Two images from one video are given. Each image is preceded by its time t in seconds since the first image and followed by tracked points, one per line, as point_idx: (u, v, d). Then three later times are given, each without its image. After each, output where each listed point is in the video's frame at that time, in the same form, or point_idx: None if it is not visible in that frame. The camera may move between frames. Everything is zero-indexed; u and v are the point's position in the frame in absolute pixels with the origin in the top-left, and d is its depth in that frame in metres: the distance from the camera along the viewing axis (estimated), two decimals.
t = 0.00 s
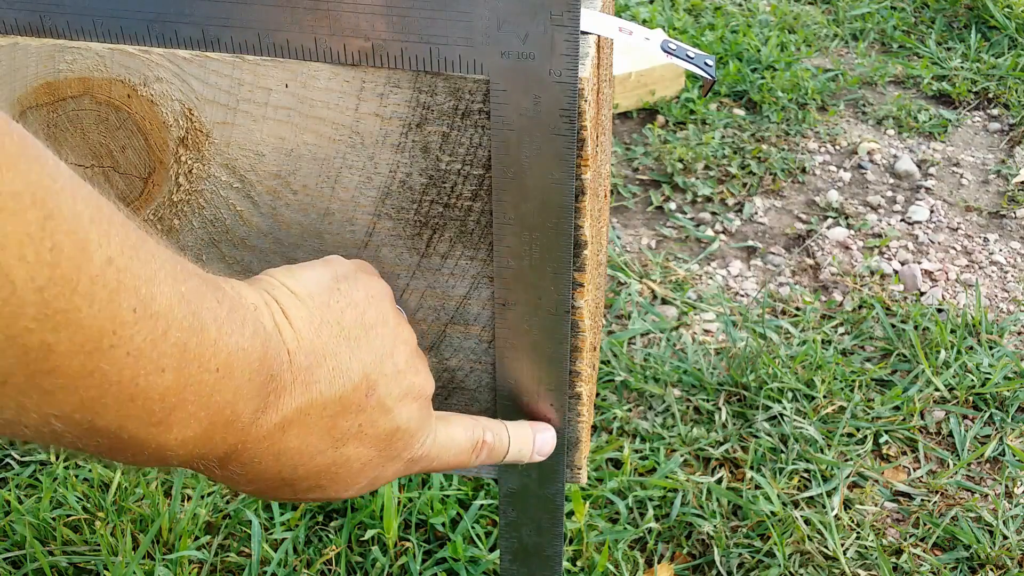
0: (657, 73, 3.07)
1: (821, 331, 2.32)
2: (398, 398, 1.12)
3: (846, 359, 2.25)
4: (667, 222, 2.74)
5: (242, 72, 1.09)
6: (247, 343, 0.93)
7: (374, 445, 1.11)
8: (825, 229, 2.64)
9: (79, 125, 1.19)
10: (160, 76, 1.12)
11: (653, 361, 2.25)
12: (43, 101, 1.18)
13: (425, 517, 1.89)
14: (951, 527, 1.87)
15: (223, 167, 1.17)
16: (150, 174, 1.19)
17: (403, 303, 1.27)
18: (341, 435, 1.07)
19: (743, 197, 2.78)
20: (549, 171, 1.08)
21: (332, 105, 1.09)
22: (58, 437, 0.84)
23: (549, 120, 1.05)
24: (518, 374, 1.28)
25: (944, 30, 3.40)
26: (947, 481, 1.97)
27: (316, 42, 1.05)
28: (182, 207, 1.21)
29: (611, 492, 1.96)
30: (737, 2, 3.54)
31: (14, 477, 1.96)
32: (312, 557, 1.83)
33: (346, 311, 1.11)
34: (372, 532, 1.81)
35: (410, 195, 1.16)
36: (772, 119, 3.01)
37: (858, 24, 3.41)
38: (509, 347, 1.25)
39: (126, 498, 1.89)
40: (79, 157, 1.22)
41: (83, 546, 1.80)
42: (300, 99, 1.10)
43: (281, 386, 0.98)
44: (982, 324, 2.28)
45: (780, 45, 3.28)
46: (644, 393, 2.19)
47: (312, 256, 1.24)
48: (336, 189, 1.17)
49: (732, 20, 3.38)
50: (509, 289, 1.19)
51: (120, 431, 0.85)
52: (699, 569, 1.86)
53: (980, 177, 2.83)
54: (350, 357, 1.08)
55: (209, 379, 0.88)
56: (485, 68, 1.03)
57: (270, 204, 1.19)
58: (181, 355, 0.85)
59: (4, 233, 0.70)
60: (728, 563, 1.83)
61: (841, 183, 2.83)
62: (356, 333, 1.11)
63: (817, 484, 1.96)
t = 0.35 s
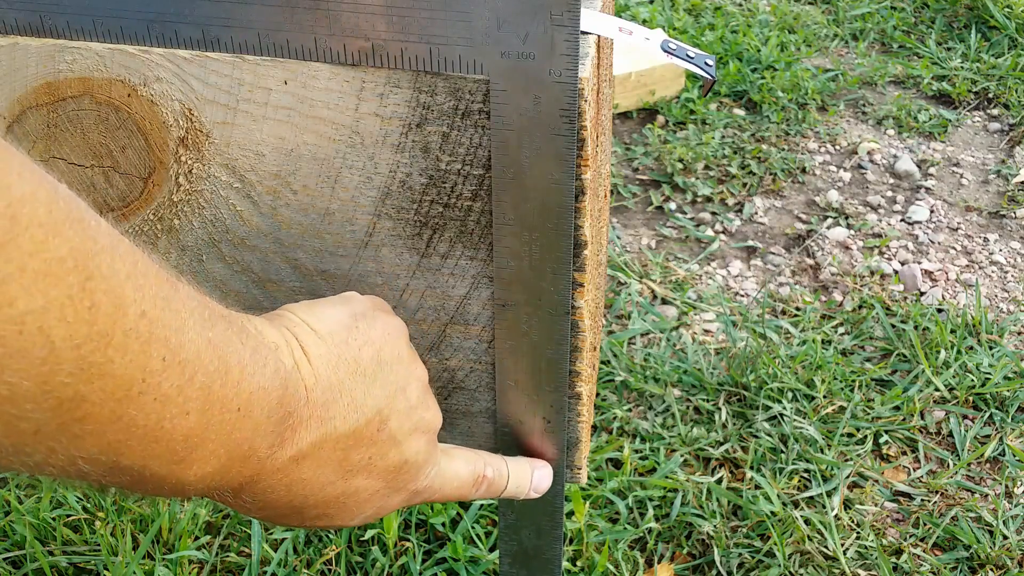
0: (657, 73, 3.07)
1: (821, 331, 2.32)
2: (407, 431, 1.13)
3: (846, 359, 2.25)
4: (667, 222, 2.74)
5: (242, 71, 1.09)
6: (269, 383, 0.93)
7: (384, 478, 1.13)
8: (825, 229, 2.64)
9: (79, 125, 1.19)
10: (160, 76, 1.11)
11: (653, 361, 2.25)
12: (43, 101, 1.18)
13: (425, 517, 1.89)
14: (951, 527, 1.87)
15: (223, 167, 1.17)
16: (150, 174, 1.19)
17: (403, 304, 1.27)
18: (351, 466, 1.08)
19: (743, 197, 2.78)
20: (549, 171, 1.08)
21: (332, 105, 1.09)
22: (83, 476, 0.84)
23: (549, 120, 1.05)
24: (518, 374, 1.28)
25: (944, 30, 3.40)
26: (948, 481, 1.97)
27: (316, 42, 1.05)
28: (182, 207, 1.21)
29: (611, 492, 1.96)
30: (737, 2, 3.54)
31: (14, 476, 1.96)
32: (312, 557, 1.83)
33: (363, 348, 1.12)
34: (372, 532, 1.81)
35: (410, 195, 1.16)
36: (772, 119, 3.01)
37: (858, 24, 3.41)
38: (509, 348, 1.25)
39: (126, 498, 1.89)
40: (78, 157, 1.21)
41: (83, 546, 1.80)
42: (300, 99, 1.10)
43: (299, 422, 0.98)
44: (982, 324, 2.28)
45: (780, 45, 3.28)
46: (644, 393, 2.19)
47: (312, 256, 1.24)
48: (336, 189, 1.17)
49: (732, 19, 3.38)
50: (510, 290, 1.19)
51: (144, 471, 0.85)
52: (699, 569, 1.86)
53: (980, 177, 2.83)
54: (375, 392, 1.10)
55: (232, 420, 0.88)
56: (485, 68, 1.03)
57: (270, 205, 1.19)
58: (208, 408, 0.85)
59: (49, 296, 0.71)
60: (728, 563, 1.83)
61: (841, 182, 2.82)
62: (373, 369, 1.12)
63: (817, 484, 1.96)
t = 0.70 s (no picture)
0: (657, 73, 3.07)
1: (821, 331, 2.32)
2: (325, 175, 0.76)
3: (846, 359, 2.25)
4: (667, 222, 2.74)
5: (242, 72, 1.09)
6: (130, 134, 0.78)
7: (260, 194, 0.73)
8: (825, 229, 2.64)
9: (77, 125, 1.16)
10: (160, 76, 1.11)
11: (653, 361, 2.25)
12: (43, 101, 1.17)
13: (425, 517, 1.89)
14: (951, 527, 1.87)
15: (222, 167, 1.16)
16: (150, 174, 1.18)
17: (402, 304, 1.24)
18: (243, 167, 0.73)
19: (743, 197, 2.78)
20: (550, 171, 1.09)
21: (332, 105, 1.09)
22: None
23: (549, 120, 1.05)
24: (518, 375, 1.27)
25: (944, 30, 3.40)
26: (947, 481, 1.97)
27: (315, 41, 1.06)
28: (182, 206, 1.20)
29: (611, 492, 1.96)
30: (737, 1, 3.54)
31: (14, 477, 1.96)
32: (312, 557, 1.83)
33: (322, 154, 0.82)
34: (372, 532, 1.81)
35: (410, 195, 1.14)
36: (772, 119, 3.01)
37: (858, 24, 3.41)
38: (509, 347, 1.24)
39: (126, 499, 1.89)
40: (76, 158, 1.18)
41: (82, 546, 1.80)
42: (300, 99, 1.09)
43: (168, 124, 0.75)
44: (982, 324, 2.28)
45: (780, 45, 3.28)
46: (644, 393, 2.19)
47: (312, 255, 1.21)
48: (336, 188, 1.15)
49: (732, 19, 3.39)
50: (509, 290, 1.20)
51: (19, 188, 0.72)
52: (699, 569, 1.86)
53: (980, 177, 2.83)
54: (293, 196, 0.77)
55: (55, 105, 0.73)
56: (485, 69, 1.04)
57: (270, 204, 1.17)
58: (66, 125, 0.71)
59: None
60: (728, 562, 1.83)
61: (841, 182, 2.82)
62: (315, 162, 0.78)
63: (817, 484, 1.96)
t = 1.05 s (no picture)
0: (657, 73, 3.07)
1: (820, 331, 2.32)
2: None
3: (845, 359, 2.26)
4: (667, 222, 2.74)
5: (243, 72, 1.09)
6: None
7: None
8: (825, 229, 2.65)
9: (78, 125, 1.15)
10: (160, 77, 1.11)
11: (653, 360, 2.26)
12: (43, 102, 1.14)
13: (425, 516, 1.89)
14: (951, 527, 1.87)
15: (223, 167, 1.16)
16: (151, 174, 1.18)
17: (402, 304, 1.24)
18: None
19: (743, 197, 2.79)
20: (549, 170, 1.10)
21: (332, 106, 1.09)
22: None
23: (549, 120, 1.06)
24: (518, 375, 1.28)
25: (944, 30, 3.41)
26: (947, 481, 1.97)
27: (316, 42, 1.06)
28: (183, 207, 1.20)
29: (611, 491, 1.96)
30: (737, 2, 3.55)
31: (15, 477, 1.97)
32: (312, 557, 1.84)
33: None
34: (372, 532, 1.82)
35: (410, 195, 1.15)
36: (772, 119, 3.02)
37: (858, 24, 3.42)
38: (509, 347, 1.25)
39: (127, 498, 1.90)
40: (77, 159, 1.17)
41: (83, 546, 1.80)
42: (301, 99, 1.10)
43: None
44: (982, 324, 2.28)
45: (780, 46, 3.29)
46: (644, 393, 2.19)
47: (313, 256, 1.21)
48: (336, 189, 1.15)
49: (732, 20, 3.39)
50: (510, 290, 1.20)
51: None
52: (699, 569, 1.86)
53: (979, 177, 2.84)
54: None
55: None
56: (485, 69, 1.05)
57: (270, 205, 1.18)
58: None
59: None
60: (727, 562, 1.83)
61: (840, 182, 2.83)
62: None
63: (817, 484, 1.96)
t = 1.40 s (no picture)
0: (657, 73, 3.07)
1: (821, 331, 2.32)
2: None
3: (845, 359, 2.25)
4: (667, 222, 2.74)
5: (243, 72, 1.09)
6: None
7: None
8: (825, 229, 2.64)
9: (78, 125, 1.15)
10: (160, 76, 1.11)
11: (653, 360, 2.25)
12: (43, 102, 1.14)
13: (425, 517, 1.89)
14: (951, 527, 1.87)
15: (223, 167, 1.16)
16: (150, 174, 1.17)
17: (402, 304, 1.24)
18: None
19: (743, 197, 2.78)
20: (549, 170, 1.10)
21: (332, 106, 1.09)
22: None
23: (549, 120, 1.06)
24: (518, 375, 1.27)
25: (944, 30, 3.40)
26: (947, 481, 1.97)
27: (316, 42, 1.06)
28: (183, 207, 1.20)
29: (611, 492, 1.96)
30: (737, 2, 3.55)
31: (14, 477, 1.96)
32: (312, 557, 1.83)
33: None
34: (372, 532, 1.81)
35: (410, 195, 1.14)
36: (772, 119, 3.01)
37: (858, 24, 3.42)
38: (509, 347, 1.25)
39: (126, 499, 1.89)
40: (77, 159, 1.17)
41: (82, 546, 1.80)
42: (300, 99, 1.09)
43: None
44: (982, 324, 2.28)
45: (780, 46, 3.28)
46: (644, 393, 2.19)
47: (313, 256, 1.21)
48: (336, 189, 1.15)
49: (732, 20, 3.39)
50: (510, 289, 1.20)
51: None
52: (699, 569, 1.86)
53: (980, 177, 2.83)
54: None
55: None
56: (485, 69, 1.05)
57: (270, 204, 1.18)
58: None
59: None
60: (728, 562, 1.83)
61: (841, 182, 2.83)
62: None
63: (817, 484, 1.96)
